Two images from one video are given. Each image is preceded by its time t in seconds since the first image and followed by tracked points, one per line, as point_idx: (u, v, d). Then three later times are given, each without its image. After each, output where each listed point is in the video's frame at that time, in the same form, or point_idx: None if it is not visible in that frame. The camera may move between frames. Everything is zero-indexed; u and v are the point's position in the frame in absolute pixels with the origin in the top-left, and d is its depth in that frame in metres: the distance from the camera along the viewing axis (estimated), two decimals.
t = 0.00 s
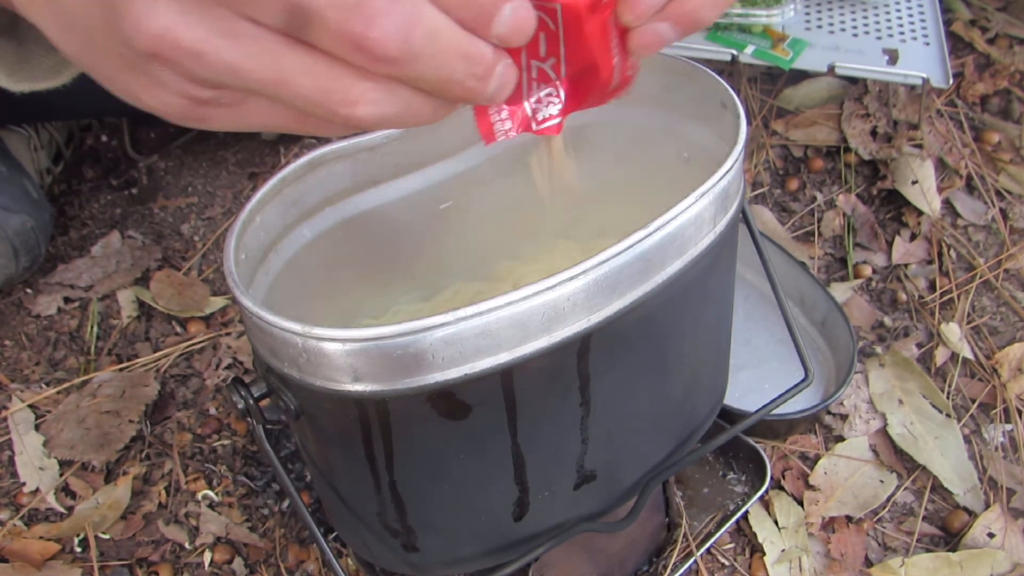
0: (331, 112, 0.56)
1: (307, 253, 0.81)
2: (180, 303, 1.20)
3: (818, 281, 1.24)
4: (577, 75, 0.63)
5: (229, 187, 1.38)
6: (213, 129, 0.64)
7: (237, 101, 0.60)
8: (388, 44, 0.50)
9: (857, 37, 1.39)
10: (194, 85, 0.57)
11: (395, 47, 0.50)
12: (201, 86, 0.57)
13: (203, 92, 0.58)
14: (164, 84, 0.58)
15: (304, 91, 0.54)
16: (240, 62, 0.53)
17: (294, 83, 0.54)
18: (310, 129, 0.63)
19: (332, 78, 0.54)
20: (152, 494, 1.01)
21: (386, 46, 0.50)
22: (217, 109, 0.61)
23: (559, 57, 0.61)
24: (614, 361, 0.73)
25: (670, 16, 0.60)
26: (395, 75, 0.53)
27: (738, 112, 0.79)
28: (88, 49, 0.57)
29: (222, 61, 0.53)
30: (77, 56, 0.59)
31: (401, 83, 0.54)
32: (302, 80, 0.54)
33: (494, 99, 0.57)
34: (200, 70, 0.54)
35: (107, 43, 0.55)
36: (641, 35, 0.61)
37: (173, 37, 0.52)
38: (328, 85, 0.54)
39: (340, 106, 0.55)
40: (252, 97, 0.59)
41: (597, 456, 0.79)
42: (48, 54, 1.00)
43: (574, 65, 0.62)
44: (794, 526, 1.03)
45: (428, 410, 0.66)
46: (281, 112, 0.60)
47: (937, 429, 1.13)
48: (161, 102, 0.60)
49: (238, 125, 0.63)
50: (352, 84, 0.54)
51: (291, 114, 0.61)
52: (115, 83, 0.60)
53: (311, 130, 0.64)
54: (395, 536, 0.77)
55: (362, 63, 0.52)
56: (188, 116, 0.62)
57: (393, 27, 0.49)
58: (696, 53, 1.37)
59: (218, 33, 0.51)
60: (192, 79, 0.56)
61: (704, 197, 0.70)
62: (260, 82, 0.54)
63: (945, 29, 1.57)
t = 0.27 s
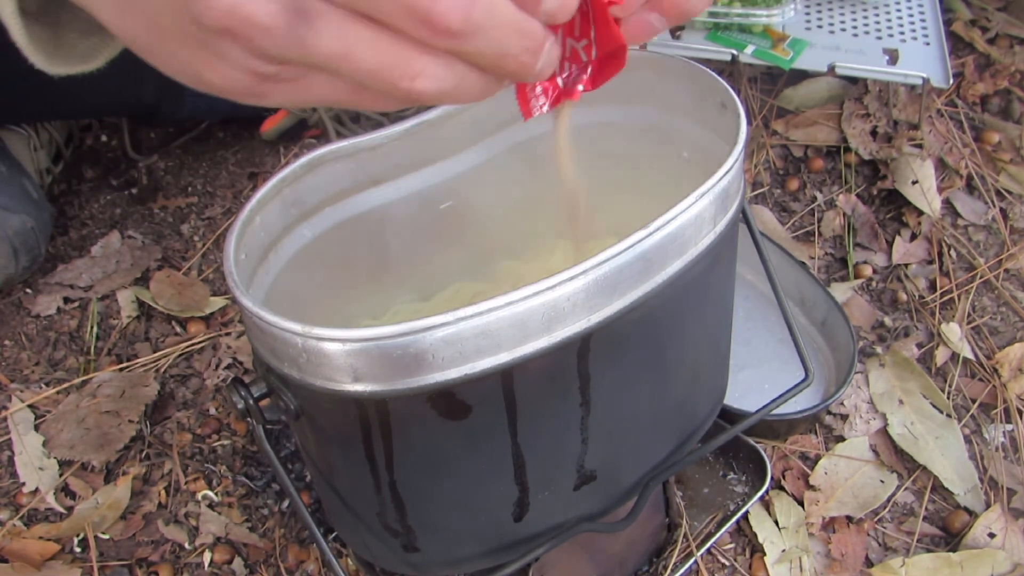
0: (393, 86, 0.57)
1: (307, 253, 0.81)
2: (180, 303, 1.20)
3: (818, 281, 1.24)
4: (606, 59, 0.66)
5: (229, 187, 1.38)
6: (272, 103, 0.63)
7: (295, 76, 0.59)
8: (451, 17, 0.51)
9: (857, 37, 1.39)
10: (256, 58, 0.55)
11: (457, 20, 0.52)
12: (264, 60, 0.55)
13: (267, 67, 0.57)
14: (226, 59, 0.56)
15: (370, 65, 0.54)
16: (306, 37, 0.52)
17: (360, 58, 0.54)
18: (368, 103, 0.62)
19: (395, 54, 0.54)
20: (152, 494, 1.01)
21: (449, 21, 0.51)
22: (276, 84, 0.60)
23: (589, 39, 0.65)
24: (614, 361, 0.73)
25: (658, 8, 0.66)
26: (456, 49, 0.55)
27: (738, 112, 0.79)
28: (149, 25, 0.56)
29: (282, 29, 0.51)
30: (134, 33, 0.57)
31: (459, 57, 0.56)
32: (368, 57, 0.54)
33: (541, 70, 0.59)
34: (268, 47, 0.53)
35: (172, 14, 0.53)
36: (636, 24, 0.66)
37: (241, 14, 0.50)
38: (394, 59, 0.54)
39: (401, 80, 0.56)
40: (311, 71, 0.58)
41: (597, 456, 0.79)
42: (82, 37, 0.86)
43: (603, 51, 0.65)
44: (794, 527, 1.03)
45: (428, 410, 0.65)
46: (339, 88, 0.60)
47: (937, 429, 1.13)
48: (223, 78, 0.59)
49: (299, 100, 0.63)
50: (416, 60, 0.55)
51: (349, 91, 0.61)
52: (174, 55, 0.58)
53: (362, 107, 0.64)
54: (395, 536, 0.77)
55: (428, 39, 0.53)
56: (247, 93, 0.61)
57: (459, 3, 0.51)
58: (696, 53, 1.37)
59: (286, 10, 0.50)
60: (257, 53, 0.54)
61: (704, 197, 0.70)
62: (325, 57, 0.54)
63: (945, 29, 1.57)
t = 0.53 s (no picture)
0: (437, 62, 0.59)
1: (307, 253, 0.81)
2: (180, 303, 1.20)
3: (818, 281, 1.23)
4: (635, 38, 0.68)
5: (229, 187, 1.38)
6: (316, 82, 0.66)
7: (343, 54, 0.62)
8: None
9: (857, 37, 1.39)
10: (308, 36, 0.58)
11: None
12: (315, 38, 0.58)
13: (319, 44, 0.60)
14: (280, 37, 0.59)
15: (418, 40, 0.57)
16: (362, 14, 0.54)
17: (412, 34, 0.56)
18: (406, 81, 0.66)
19: (441, 28, 0.57)
20: (152, 494, 1.01)
21: None
22: (326, 62, 0.63)
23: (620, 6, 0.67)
24: (613, 361, 0.72)
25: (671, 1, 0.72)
26: (502, 25, 0.58)
27: (738, 112, 0.79)
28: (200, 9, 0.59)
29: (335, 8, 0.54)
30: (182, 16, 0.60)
31: (502, 34, 0.59)
32: (417, 33, 0.56)
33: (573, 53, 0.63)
34: (325, 25, 0.55)
35: None
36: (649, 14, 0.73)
37: None
38: (440, 34, 0.57)
39: (447, 55, 0.59)
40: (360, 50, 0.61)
41: (597, 456, 0.79)
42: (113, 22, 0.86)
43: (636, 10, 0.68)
44: (794, 527, 1.03)
45: (428, 410, 0.66)
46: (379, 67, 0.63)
47: (937, 429, 1.13)
48: (271, 55, 0.61)
49: (341, 79, 0.65)
50: (461, 35, 0.58)
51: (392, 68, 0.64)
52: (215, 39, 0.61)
53: (401, 84, 0.67)
54: (395, 536, 0.77)
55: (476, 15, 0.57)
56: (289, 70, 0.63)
57: None
58: (695, 53, 1.36)
59: None
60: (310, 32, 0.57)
61: (704, 197, 0.70)
62: (376, 33, 0.56)
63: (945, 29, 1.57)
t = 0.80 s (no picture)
0: (397, 68, 0.56)
1: (307, 253, 0.81)
2: (180, 303, 1.20)
3: (818, 281, 1.23)
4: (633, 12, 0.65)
5: (229, 187, 1.38)
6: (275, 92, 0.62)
7: (301, 65, 0.58)
8: None
9: (857, 37, 1.39)
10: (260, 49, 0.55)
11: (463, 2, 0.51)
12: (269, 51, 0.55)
13: (270, 55, 0.56)
14: (232, 51, 0.55)
15: (373, 47, 0.54)
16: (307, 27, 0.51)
17: (366, 41, 0.53)
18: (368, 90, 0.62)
19: (401, 34, 0.53)
20: (152, 494, 1.01)
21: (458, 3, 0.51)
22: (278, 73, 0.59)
23: None
24: (613, 361, 0.73)
25: None
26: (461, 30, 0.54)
27: (738, 112, 0.79)
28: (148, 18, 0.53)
29: (281, 17, 0.50)
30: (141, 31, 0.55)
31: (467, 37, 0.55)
32: (371, 38, 0.53)
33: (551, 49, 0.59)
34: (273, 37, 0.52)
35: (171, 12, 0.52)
36: None
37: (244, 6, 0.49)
38: (400, 41, 0.54)
39: (409, 62, 0.56)
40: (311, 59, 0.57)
41: (597, 456, 0.79)
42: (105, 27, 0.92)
43: None
44: (794, 527, 1.03)
45: (429, 410, 0.66)
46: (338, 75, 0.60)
47: (937, 429, 1.13)
48: (227, 67, 0.57)
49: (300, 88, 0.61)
50: (420, 40, 0.54)
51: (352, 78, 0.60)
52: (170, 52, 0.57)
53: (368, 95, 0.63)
54: (395, 536, 0.77)
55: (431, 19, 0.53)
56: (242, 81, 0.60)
57: None
58: (695, 53, 1.36)
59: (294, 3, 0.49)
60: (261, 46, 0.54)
61: (704, 197, 0.70)
62: (330, 44, 0.53)
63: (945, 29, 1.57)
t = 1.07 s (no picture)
0: (366, 96, 0.56)
1: (307, 252, 0.81)
2: (180, 303, 1.20)
3: (819, 281, 1.23)
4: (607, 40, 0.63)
5: (229, 187, 1.38)
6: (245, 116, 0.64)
7: (271, 88, 0.60)
8: (427, 27, 0.50)
9: (857, 37, 1.39)
10: (228, 70, 0.56)
11: (432, 30, 0.50)
12: (238, 72, 0.56)
13: (240, 77, 0.57)
14: (194, 69, 0.57)
15: (342, 74, 0.54)
16: (275, 47, 0.52)
17: (332, 66, 0.53)
18: (339, 118, 0.64)
19: (369, 63, 0.54)
20: (152, 494, 1.01)
21: (424, 30, 0.50)
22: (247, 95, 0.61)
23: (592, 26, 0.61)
24: (614, 361, 0.72)
25: None
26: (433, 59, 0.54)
27: (738, 111, 0.79)
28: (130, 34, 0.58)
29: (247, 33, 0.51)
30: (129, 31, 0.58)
31: (438, 68, 0.55)
32: (340, 64, 0.53)
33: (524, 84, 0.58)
34: (236, 56, 0.54)
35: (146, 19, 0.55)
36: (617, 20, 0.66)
37: (206, 24, 0.51)
38: (366, 71, 0.54)
39: (376, 90, 0.56)
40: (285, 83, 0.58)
41: (597, 456, 0.79)
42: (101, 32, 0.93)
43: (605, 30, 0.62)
44: (794, 526, 1.03)
45: (429, 410, 0.66)
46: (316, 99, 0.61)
47: (937, 429, 1.13)
48: (191, 87, 0.60)
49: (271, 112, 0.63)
50: (392, 68, 0.54)
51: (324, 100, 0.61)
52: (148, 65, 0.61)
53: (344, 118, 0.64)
54: (395, 537, 0.77)
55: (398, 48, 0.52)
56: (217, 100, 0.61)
57: (430, 11, 0.49)
58: (695, 53, 1.37)
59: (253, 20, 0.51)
60: (228, 66, 0.56)
61: (704, 197, 0.70)
62: (293, 66, 0.54)
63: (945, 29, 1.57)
